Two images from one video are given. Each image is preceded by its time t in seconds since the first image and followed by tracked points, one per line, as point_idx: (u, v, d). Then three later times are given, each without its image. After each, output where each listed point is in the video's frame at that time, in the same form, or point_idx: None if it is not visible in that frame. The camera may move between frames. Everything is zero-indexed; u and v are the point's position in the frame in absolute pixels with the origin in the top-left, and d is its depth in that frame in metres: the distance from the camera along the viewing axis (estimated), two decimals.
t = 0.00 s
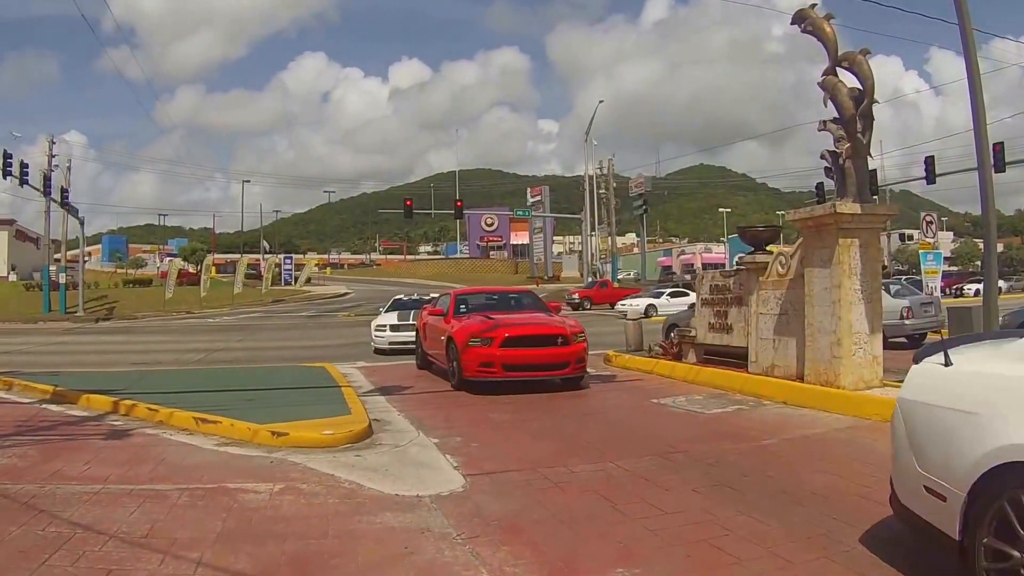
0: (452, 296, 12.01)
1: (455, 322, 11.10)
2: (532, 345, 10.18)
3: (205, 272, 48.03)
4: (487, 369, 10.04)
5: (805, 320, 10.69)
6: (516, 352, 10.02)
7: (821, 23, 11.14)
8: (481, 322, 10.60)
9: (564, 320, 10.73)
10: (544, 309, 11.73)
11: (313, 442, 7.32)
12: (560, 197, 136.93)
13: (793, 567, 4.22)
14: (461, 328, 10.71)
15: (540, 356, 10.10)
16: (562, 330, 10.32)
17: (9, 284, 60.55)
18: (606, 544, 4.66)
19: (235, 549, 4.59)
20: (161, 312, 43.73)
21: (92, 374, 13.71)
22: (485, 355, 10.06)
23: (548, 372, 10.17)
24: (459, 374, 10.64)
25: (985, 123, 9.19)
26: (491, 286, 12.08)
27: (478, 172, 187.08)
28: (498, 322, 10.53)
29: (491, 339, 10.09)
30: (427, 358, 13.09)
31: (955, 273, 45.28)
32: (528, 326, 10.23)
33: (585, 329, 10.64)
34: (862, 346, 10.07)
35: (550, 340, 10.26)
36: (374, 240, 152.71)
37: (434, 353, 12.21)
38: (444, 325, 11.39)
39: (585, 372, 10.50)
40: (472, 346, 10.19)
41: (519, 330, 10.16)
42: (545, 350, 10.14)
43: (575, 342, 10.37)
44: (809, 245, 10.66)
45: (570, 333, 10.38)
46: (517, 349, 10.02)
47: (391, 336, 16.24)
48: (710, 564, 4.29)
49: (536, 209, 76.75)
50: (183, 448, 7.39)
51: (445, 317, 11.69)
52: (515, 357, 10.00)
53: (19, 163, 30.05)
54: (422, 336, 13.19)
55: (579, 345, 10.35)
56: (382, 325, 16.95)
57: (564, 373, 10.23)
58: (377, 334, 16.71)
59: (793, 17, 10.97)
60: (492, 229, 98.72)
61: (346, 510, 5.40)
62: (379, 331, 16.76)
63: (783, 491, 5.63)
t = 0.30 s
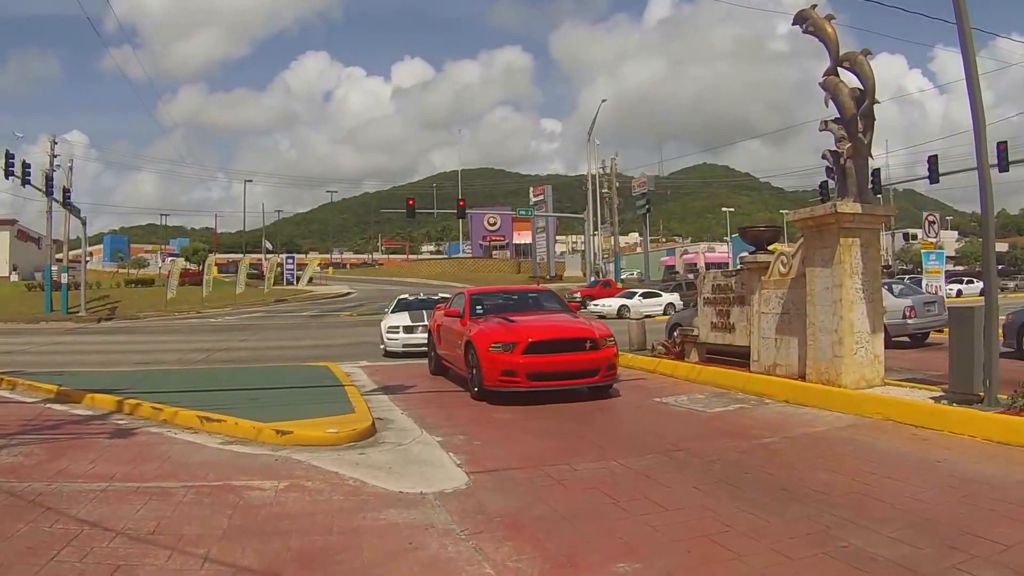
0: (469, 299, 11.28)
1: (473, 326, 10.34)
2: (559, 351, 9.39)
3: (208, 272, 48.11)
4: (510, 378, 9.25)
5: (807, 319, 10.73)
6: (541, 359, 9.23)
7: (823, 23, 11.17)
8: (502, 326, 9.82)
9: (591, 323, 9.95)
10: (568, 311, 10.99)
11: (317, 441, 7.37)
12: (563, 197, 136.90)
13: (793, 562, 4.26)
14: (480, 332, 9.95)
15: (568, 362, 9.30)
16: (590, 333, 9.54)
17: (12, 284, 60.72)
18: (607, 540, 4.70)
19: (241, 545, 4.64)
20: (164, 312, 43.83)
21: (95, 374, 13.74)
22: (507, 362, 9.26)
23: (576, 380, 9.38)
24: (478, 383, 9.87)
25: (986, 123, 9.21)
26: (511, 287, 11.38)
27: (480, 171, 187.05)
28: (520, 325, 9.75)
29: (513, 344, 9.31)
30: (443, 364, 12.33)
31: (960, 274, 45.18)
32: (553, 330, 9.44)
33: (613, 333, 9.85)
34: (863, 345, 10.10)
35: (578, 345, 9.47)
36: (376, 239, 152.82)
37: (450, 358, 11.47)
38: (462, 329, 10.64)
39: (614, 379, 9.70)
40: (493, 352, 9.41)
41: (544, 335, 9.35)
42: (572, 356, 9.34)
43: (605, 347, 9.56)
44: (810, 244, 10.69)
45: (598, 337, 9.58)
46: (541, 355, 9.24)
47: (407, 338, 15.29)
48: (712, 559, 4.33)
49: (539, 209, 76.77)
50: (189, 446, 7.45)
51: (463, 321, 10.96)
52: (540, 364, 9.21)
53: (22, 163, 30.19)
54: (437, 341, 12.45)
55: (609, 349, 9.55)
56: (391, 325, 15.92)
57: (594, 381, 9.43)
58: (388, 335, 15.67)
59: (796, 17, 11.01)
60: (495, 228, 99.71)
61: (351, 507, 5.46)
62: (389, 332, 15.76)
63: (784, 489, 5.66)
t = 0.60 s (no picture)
0: (488, 301, 10.48)
1: (494, 330, 9.54)
2: (590, 357, 8.60)
3: (209, 272, 48.13)
4: (537, 388, 8.44)
5: (807, 319, 10.78)
6: (572, 367, 8.42)
7: (823, 23, 11.22)
8: (527, 330, 9.01)
9: (624, 326, 9.16)
10: (593, 313, 10.24)
11: (320, 439, 7.41)
12: (564, 196, 136.87)
13: (791, 558, 4.30)
14: (502, 337, 9.14)
15: (600, 370, 8.51)
16: (624, 338, 8.75)
17: (12, 284, 60.72)
18: (608, 535, 4.74)
19: (246, 541, 4.69)
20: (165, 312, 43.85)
21: (98, 374, 13.77)
22: (534, 370, 8.45)
23: (608, 390, 8.59)
24: (499, 393, 9.06)
25: (984, 123, 9.26)
26: (532, 287, 10.61)
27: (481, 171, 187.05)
28: (545, 329, 8.98)
29: (541, 351, 8.49)
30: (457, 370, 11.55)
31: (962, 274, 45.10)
32: (584, 335, 8.63)
33: (648, 336, 9.08)
34: (863, 344, 10.14)
35: (612, 351, 8.67)
36: (377, 240, 152.82)
37: (466, 364, 10.69)
38: (481, 333, 9.84)
39: (650, 388, 8.91)
40: (518, 359, 8.60)
41: (574, 340, 8.56)
42: (604, 363, 8.54)
43: (640, 353, 8.79)
44: (810, 244, 10.73)
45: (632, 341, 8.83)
46: (571, 363, 8.43)
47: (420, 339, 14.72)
48: (710, 555, 4.38)
49: (540, 209, 76.75)
50: (193, 444, 7.50)
51: (481, 324, 10.16)
52: (570, 373, 8.40)
53: (21, 163, 30.28)
54: (451, 344, 11.67)
55: (645, 355, 8.79)
56: (400, 326, 15.29)
57: (627, 391, 8.65)
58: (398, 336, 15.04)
59: (796, 18, 11.05)
60: (495, 228, 99.13)
61: (354, 503, 5.50)
62: (400, 332, 15.16)
63: (783, 487, 5.71)
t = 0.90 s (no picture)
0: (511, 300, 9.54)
1: (520, 331, 8.58)
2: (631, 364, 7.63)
3: (209, 272, 48.12)
4: (573, 399, 7.47)
5: (807, 318, 10.81)
6: (612, 375, 7.46)
7: (823, 24, 11.24)
8: (560, 332, 8.04)
9: (666, 328, 8.21)
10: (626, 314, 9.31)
11: (321, 438, 7.43)
12: (565, 196, 136.83)
13: (790, 555, 4.33)
14: (530, 340, 8.18)
15: (644, 378, 7.53)
16: (669, 342, 7.79)
17: (12, 284, 60.75)
18: (607, 533, 4.77)
19: (248, 538, 4.72)
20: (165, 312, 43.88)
21: (98, 374, 13.80)
22: (570, 379, 7.47)
23: (652, 401, 7.62)
24: (528, 403, 8.10)
25: (983, 123, 9.29)
26: (557, 284, 9.70)
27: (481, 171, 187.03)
28: (579, 332, 8.01)
29: (577, 356, 7.53)
30: (473, 375, 10.61)
31: (963, 273, 45.12)
32: (625, 339, 7.67)
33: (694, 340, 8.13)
34: (862, 344, 10.17)
35: (656, 357, 7.71)
36: (378, 239, 152.78)
37: (485, 370, 9.74)
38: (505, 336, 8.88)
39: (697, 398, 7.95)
40: (550, 366, 7.63)
41: (614, 344, 7.59)
42: (648, 370, 7.57)
43: (687, 359, 7.83)
44: (810, 243, 10.76)
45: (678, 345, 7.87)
46: (612, 370, 7.47)
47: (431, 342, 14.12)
48: (708, 552, 4.41)
49: (540, 209, 76.71)
50: (194, 443, 7.54)
51: (504, 325, 9.21)
52: (611, 382, 7.44)
53: (22, 163, 30.34)
54: (466, 346, 10.74)
55: (692, 362, 7.84)
56: (409, 326, 14.67)
57: (673, 402, 7.70)
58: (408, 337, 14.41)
59: (795, 18, 11.08)
60: (495, 228, 99.17)
61: (355, 501, 5.54)
62: (409, 333, 14.44)
63: (781, 485, 5.74)
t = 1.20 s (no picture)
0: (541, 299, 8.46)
1: (558, 335, 7.49)
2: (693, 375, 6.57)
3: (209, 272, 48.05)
4: (629, 418, 6.40)
5: (806, 318, 10.82)
6: (673, 389, 6.39)
7: (822, 23, 11.25)
8: (607, 337, 6.96)
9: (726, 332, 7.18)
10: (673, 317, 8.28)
11: (321, 438, 7.44)
12: (565, 196, 136.83)
13: (787, 555, 4.34)
14: (572, 346, 7.11)
15: (709, 391, 6.48)
16: (735, 349, 6.74)
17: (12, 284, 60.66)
18: (606, 532, 4.78)
19: (247, 537, 4.73)
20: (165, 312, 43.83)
21: (97, 373, 13.78)
22: (625, 394, 6.38)
23: (717, 418, 6.57)
24: (568, 420, 7.03)
25: (982, 122, 9.31)
26: (592, 283, 8.66)
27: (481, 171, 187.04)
28: (629, 337, 6.94)
29: (632, 366, 6.45)
30: (494, 384, 9.52)
31: (962, 272, 45.12)
32: (686, 346, 6.60)
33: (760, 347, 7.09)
34: (862, 343, 10.18)
35: (720, 366, 6.65)
36: (378, 239, 152.73)
37: (510, 379, 8.64)
38: (538, 341, 7.80)
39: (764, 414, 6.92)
40: (598, 377, 6.56)
41: (674, 352, 6.52)
42: (713, 382, 6.52)
43: (754, 369, 6.79)
44: (809, 243, 10.77)
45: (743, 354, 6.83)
46: (672, 383, 6.41)
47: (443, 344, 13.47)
48: (706, 551, 4.43)
49: (540, 208, 76.67)
50: (195, 443, 7.55)
51: (535, 328, 8.12)
52: (671, 397, 6.37)
53: (22, 163, 30.35)
54: (486, 352, 9.66)
55: (759, 372, 6.81)
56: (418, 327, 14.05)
57: (740, 418, 6.66)
58: (418, 339, 13.75)
59: (794, 17, 11.08)
60: (495, 228, 99.15)
61: (355, 500, 5.55)
62: (419, 336, 13.81)
63: (780, 484, 5.74)
